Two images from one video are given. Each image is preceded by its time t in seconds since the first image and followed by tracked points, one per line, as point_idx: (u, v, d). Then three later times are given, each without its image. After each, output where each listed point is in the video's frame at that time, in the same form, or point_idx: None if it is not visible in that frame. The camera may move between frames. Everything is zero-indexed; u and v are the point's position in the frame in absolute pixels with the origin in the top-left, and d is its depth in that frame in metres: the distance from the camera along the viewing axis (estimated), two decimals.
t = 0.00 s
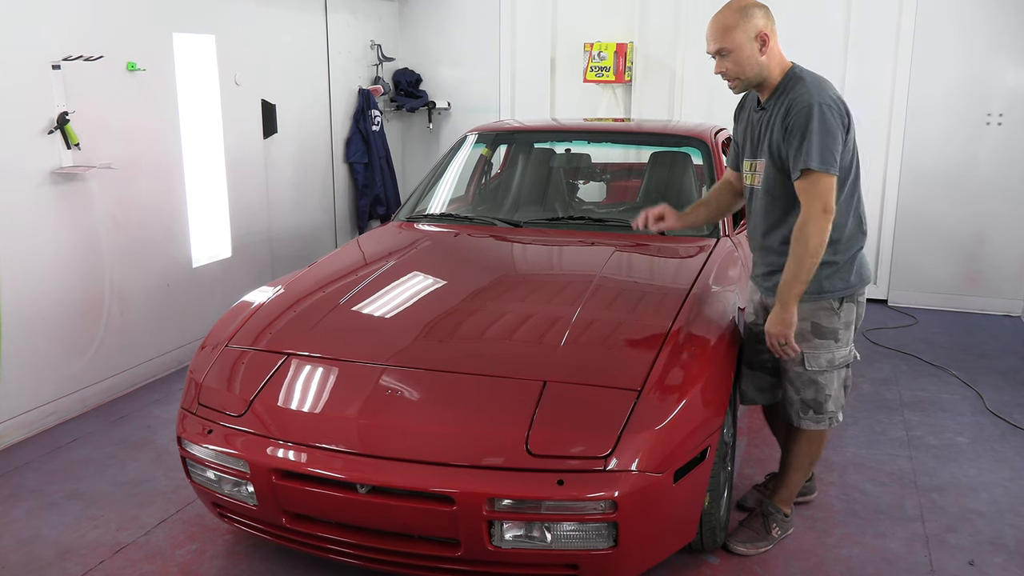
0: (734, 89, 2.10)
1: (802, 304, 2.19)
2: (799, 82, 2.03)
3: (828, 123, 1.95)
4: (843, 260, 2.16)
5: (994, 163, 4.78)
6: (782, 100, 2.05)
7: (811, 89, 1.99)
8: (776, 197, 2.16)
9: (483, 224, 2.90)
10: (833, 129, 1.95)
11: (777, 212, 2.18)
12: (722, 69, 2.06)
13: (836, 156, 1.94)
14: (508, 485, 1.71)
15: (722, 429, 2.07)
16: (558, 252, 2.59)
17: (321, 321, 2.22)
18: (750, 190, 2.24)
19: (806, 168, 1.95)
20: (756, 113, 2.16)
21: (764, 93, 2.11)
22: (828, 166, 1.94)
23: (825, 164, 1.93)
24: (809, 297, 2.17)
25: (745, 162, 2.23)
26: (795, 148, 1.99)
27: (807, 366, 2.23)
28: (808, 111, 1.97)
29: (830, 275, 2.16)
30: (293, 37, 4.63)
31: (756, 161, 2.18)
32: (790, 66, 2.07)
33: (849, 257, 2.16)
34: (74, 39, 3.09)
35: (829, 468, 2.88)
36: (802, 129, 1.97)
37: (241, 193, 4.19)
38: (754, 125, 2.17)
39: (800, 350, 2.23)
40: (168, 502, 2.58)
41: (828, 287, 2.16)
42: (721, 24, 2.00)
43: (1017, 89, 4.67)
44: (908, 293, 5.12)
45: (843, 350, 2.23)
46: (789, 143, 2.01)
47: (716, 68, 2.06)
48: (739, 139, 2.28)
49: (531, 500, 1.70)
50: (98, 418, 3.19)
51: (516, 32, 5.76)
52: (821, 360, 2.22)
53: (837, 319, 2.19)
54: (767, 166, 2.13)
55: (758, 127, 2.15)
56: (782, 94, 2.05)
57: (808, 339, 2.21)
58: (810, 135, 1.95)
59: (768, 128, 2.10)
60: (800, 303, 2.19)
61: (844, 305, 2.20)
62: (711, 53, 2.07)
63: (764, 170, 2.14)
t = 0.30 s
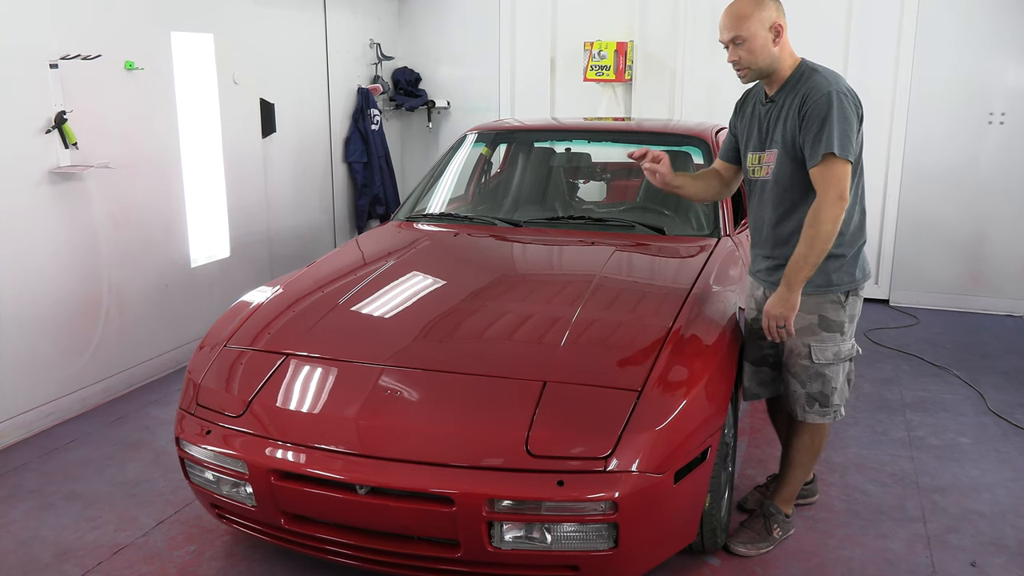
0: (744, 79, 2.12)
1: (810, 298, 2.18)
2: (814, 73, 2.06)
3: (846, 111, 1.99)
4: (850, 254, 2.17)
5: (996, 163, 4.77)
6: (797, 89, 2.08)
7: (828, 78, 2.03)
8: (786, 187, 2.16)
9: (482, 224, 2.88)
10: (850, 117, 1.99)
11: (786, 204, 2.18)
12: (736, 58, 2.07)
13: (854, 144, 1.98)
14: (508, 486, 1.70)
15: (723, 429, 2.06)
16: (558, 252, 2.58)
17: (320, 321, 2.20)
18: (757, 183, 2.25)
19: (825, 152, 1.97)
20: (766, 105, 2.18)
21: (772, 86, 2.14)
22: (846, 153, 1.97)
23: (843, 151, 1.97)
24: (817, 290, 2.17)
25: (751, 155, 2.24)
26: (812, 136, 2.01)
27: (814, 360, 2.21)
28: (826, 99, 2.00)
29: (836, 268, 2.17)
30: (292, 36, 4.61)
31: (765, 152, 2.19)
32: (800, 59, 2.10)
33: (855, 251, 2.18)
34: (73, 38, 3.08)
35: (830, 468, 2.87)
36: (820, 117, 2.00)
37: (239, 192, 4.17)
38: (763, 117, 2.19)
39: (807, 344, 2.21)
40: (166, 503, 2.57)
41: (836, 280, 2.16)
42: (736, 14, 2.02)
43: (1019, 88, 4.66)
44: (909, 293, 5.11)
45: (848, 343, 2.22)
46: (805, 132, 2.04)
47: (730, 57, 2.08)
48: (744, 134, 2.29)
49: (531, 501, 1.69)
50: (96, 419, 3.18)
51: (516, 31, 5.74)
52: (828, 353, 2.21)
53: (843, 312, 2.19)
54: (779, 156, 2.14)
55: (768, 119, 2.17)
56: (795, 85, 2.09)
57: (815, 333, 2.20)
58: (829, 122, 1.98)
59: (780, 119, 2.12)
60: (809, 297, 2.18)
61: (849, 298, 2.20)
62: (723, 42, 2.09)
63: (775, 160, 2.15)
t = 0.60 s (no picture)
0: (762, 69, 2.09)
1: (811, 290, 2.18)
2: (823, 70, 2.06)
3: (854, 108, 1.99)
4: (852, 248, 2.16)
5: (997, 162, 4.76)
6: (805, 86, 2.07)
7: (836, 75, 2.02)
8: (791, 182, 2.16)
9: (482, 223, 2.88)
10: (857, 114, 1.98)
11: (790, 199, 2.18)
12: (757, 46, 2.04)
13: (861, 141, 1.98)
14: (508, 486, 1.69)
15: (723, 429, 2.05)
16: (558, 251, 2.57)
17: (319, 320, 2.19)
18: (763, 177, 2.25)
19: (832, 148, 1.97)
20: (773, 102, 2.18)
21: (780, 81, 2.13)
22: (852, 149, 1.96)
23: (850, 147, 1.96)
24: (819, 284, 2.16)
25: (757, 149, 2.24)
26: (819, 131, 2.01)
27: (815, 352, 2.21)
28: (835, 95, 1.99)
29: (838, 262, 2.16)
30: (290, 35, 4.60)
31: (770, 147, 2.19)
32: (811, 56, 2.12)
33: (856, 247, 2.17)
34: (70, 37, 3.06)
35: (831, 468, 2.86)
36: (829, 113, 1.99)
37: (238, 191, 4.16)
38: (769, 113, 2.18)
39: (808, 336, 2.21)
40: (164, 503, 2.56)
41: (838, 273, 2.15)
42: (757, 4, 2.01)
43: (1020, 86, 4.65)
44: (910, 292, 5.10)
45: (848, 337, 2.22)
46: (812, 127, 2.03)
47: (751, 45, 2.05)
48: (751, 130, 2.28)
49: (531, 501, 1.68)
50: (94, 419, 3.17)
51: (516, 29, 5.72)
52: (828, 346, 2.20)
53: (844, 306, 2.19)
54: (784, 151, 2.14)
55: (775, 114, 2.16)
56: (804, 81, 2.08)
57: (816, 325, 2.20)
58: (837, 118, 1.97)
59: (786, 114, 2.12)
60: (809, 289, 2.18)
61: (849, 292, 2.19)
62: (743, 32, 2.06)
63: (781, 154, 2.15)
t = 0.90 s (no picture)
0: (765, 74, 2.11)
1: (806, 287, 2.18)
2: (830, 71, 2.05)
3: (861, 109, 1.98)
4: (851, 248, 2.17)
5: (998, 160, 4.75)
6: (812, 86, 2.06)
7: (843, 76, 2.01)
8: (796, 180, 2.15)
9: (482, 222, 2.87)
10: (865, 115, 1.98)
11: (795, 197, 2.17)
12: (757, 52, 2.06)
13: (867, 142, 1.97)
14: (508, 485, 1.68)
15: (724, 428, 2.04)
16: (558, 250, 2.56)
17: (318, 319, 2.18)
18: (769, 174, 2.24)
19: (841, 150, 1.96)
20: (781, 101, 2.17)
21: (786, 82, 2.13)
22: (859, 151, 1.96)
23: (856, 148, 1.95)
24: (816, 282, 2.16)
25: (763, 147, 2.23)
26: (827, 132, 2.00)
27: (804, 348, 2.21)
28: (843, 96, 1.98)
29: (838, 262, 2.15)
30: (289, 32, 4.59)
31: (776, 145, 2.18)
32: (818, 57, 2.10)
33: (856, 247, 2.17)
34: (68, 35, 3.05)
35: (832, 468, 2.85)
36: (836, 114, 1.98)
37: (237, 190, 4.16)
38: (777, 111, 2.17)
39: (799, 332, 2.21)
40: (163, 503, 2.55)
41: (836, 272, 2.15)
42: (760, 9, 2.01)
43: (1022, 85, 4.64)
44: (911, 291, 5.09)
45: (838, 336, 2.21)
46: (820, 127, 2.02)
47: (752, 51, 2.07)
48: (759, 127, 2.27)
49: (531, 501, 1.67)
50: (92, 418, 3.16)
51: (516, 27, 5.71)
52: (816, 343, 2.20)
53: (837, 305, 2.18)
54: (791, 149, 2.13)
55: (783, 113, 2.15)
56: (811, 82, 2.07)
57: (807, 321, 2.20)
58: (844, 119, 1.96)
59: (793, 113, 2.11)
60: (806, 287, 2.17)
61: (845, 293, 2.19)
62: (746, 37, 2.08)
63: (787, 152, 2.14)
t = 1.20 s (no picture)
0: (772, 67, 2.12)
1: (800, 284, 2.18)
2: (834, 69, 2.03)
3: (860, 108, 1.96)
4: (848, 248, 2.17)
5: (999, 157, 4.74)
6: (815, 83, 2.05)
7: (845, 74, 2.00)
8: (795, 176, 2.14)
9: (482, 219, 2.85)
10: (864, 114, 1.96)
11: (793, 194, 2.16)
12: (765, 46, 2.08)
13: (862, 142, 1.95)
14: (508, 484, 1.67)
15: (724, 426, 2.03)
16: (558, 247, 2.55)
17: (317, 317, 2.17)
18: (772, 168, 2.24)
19: (831, 147, 1.95)
20: (789, 96, 2.16)
21: (797, 77, 2.13)
22: (853, 150, 1.94)
23: (850, 147, 1.94)
24: (809, 278, 2.17)
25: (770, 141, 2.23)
26: (823, 129, 1.99)
27: (794, 343, 2.21)
28: (841, 94, 1.97)
29: (833, 260, 2.16)
30: (288, 29, 4.58)
31: (780, 139, 2.17)
32: (830, 54, 2.07)
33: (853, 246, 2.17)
34: (64, 32, 3.04)
35: (833, 467, 2.84)
36: (834, 111, 1.97)
37: (235, 187, 4.15)
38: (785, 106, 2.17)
39: (790, 327, 2.22)
40: (161, 501, 2.54)
41: (829, 270, 2.16)
42: (770, 2, 2.02)
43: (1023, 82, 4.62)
44: (912, 289, 5.08)
45: (829, 334, 2.22)
46: (818, 124, 2.01)
47: (760, 44, 2.09)
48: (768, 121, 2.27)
49: (531, 500, 1.66)
50: (90, 417, 3.15)
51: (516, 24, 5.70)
52: (807, 339, 2.20)
53: (830, 303, 2.19)
54: (793, 144, 2.12)
55: (790, 108, 2.14)
56: (815, 79, 2.06)
57: (800, 317, 2.20)
58: (841, 117, 1.95)
59: (798, 108, 2.10)
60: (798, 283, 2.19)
61: (838, 292, 2.19)
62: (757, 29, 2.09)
63: (789, 148, 2.13)
